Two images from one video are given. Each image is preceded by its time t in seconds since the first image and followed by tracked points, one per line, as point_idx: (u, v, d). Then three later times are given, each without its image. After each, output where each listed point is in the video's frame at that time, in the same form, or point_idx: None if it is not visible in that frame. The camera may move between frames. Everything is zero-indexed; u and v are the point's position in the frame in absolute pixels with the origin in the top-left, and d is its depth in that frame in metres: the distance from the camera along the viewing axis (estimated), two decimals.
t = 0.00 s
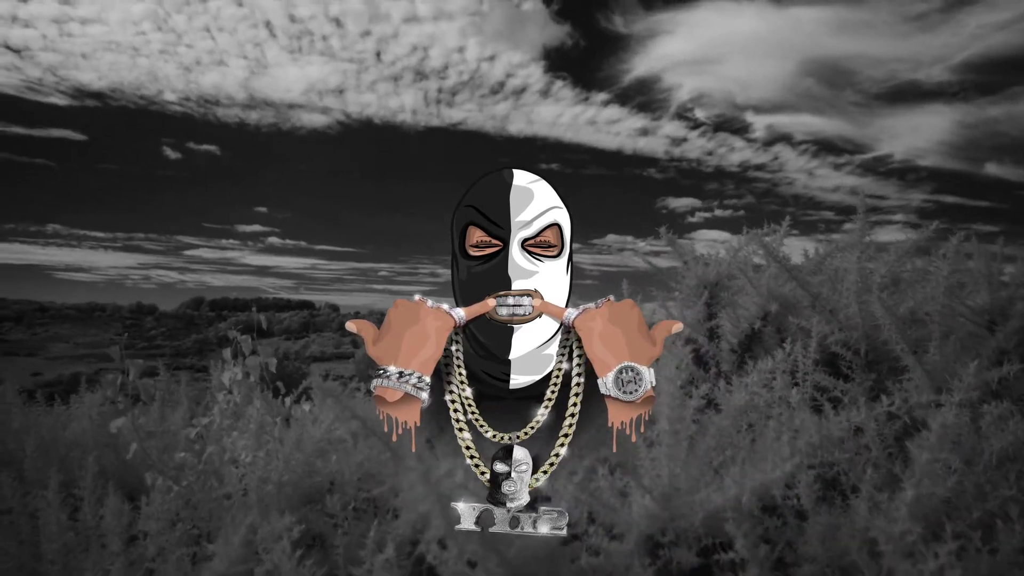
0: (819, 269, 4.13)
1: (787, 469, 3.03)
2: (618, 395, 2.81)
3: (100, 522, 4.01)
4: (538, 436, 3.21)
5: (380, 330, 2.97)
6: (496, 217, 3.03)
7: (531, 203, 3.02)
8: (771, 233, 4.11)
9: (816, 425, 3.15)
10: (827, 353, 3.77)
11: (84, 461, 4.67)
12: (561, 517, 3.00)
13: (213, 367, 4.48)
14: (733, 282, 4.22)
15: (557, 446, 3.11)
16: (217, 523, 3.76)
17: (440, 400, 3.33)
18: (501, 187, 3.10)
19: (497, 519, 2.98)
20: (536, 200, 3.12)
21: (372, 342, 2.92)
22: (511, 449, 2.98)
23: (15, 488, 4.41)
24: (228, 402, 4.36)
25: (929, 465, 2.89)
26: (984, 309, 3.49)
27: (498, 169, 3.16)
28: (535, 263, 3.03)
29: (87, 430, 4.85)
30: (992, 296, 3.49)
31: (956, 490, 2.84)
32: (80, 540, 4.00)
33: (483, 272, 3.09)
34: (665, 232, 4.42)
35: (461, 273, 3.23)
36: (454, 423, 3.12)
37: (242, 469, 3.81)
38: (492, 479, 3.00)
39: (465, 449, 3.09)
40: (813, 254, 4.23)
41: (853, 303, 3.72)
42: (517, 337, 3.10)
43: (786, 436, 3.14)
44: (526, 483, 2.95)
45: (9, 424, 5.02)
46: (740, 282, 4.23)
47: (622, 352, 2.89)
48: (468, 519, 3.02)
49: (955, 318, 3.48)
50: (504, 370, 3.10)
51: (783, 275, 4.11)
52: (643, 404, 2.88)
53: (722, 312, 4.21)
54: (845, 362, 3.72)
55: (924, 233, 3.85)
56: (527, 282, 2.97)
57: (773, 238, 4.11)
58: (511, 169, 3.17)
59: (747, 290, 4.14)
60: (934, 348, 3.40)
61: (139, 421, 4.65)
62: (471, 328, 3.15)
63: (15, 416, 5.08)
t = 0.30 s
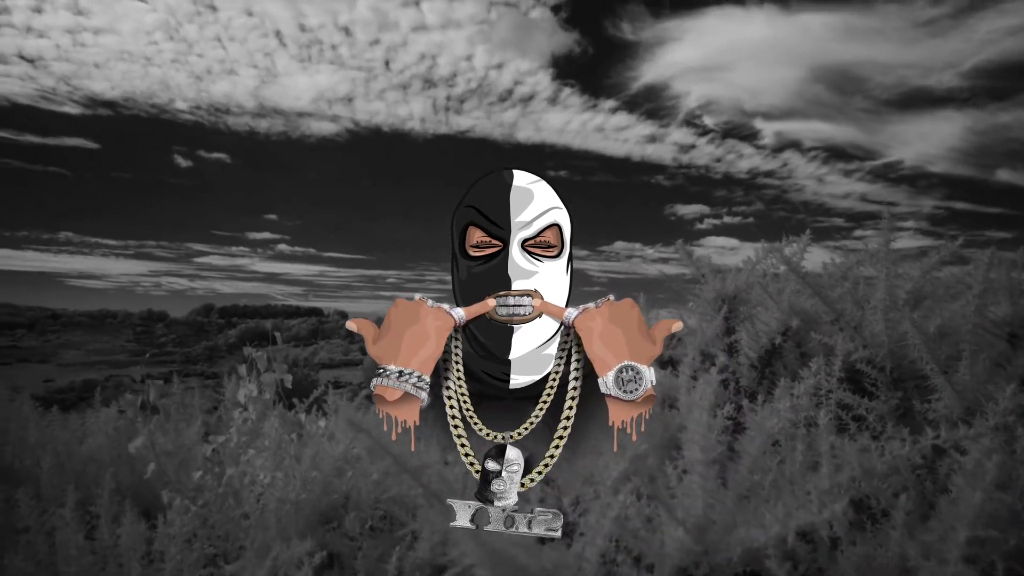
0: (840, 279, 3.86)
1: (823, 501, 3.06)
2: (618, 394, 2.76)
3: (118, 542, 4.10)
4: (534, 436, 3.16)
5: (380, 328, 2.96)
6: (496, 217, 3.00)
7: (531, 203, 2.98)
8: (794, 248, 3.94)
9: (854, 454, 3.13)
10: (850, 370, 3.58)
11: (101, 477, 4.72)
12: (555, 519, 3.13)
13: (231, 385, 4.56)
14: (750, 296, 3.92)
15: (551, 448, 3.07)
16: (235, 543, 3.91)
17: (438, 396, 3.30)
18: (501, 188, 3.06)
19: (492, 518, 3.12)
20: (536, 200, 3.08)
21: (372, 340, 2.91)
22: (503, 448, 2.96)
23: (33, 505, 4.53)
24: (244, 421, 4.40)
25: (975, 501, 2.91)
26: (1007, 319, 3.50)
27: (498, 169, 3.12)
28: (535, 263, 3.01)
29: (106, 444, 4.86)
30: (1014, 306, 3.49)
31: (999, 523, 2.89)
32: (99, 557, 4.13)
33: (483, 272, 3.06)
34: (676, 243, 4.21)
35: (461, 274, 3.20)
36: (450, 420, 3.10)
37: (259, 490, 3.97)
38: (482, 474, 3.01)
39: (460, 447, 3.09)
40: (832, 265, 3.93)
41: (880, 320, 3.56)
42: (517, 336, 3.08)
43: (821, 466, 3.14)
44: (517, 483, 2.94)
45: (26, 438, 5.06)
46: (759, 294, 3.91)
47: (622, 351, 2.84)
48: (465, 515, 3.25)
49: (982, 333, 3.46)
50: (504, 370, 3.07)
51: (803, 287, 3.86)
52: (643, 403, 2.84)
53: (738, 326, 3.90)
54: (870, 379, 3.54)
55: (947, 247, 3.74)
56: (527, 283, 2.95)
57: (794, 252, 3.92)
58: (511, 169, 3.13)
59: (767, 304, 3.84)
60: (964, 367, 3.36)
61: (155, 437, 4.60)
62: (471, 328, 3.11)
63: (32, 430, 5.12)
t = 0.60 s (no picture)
0: (857, 294, 4.22)
1: (865, 535, 2.99)
2: (618, 393, 2.74)
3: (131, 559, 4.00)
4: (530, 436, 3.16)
5: (381, 327, 2.96)
6: (496, 217, 3.01)
7: (532, 203, 2.99)
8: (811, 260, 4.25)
9: (894, 486, 3.16)
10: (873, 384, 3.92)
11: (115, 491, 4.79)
12: (552, 521, 2.93)
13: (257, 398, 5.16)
14: (764, 309, 4.48)
15: (546, 449, 3.05)
16: (251, 563, 3.74)
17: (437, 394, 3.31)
18: (501, 187, 3.07)
19: (487, 517, 2.95)
20: (537, 200, 3.09)
21: (373, 339, 2.91)
22: (497, 447, 2.97)
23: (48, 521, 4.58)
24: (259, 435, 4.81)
25: None
26: None
27: (498, 168, 3.13)
28: (535, 263, 3.01)
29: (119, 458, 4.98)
30: None
31: None
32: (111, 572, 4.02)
33: (483, 272, 3.07)
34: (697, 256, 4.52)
35: (461, 274, 3.22)
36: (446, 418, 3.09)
37: (276, 508, 3.96)
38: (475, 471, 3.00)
39: (455, 443, 3.06)
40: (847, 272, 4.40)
41: (904, 335, 3.84)
42: (517, 337, 3.11)
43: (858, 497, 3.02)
44: (506, 484, 2.94)
45: (42, 453, 5.23)
46: (774, 307, 4.42)
47: (622, 350, 2.83)
48: (459, 515, 3.06)
49: (1008, 349, 3.68)
50: (504, 370, 3.08)
51: (821, 303, 4.23)
52: (643, 402, 2.83)
53: (753, 339, 4.42)
54: (892, 395, 3.85)
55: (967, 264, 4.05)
56: (527, 283, 2.95)
57: (810, 263, 4.24)
58: (511, 169, 3.14)
59: (783, 320, 4.28)
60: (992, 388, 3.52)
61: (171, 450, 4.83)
62: (471, 328, 3.14)
63: (48, 445, 5.27)
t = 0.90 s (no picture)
0: (880, 304, 4.19)
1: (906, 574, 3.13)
2: (618, 393, 2.74)
3: None
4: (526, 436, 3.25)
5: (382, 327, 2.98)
6: (496, 217, 3.02)
7: (532, 202, 3.01)
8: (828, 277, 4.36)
9: (936, 524, 3.29)
10: (898, 403, 3.94)
11: (132, 510, 4.83)
12: (549, 523, 2.97)
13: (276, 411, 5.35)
14: (784, 324, 4.41)
15: (543, 451, 3.06)
16: None
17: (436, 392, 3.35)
18: (501, 187, 3.09)
19: (484, 519, 2.98)
20: (537, 199, 3.10)
21: (373, 339, 2.92)
22: (494, 447, 2.97)
23: (65, 542, 4.57)
24: (275, 455, 4.96)
25: None
26: None
27: (498, 168, 3.15)
28: (535, 263, 3.02)
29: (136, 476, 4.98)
30: None
31: None
32: None
33: (483, 272, 3.08)
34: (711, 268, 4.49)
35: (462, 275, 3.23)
36: (445, 416, 3.14)
37: (294, 531, 4.26)
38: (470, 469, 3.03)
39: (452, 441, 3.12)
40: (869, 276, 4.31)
41: (932, 356, 3.86)
42: (517, 336, 3.13)
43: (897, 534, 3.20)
44: (501, 484, 2.95)
45: (58, 470, 5.11)
46: (793, 321, 4.37)
47: (623, 350, 2.81)
48: (456, 514, 3.07)
49: None
50: (504, 370, 3.08)
51: (842, 319, 4.23)
52: (643, 402, 2.83)
53: (772, 354, 4.38)
54: (919, 415, 3.87)
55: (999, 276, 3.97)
56: (527, 282, 2.95)
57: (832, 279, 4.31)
58: (511, 168, 3.17)
59: (803, 337, 4.27)
60: None
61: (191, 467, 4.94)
62: (471, 327, 3.15)
63: (64, 463, 5.17)
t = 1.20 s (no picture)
0: (898, 319, 4.27)
1: None
2: (618, 393, 2.82)
3: None
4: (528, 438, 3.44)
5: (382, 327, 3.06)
6: (496, 217, 3.14)
7: (532, 202, 3.12)
8: (841, 292, 4.57)
9: (973, 556, 3.23)
10: (921, 419, 3.98)
11: (146, 527, 4.89)
12: (547, 524, 3.08)
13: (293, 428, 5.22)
14: (801, 336, 4.44)
15: (542, 451, 3.20)
16: None
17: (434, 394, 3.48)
18: (501, 186, 3.20)
19: (483, 519, 3.11)
20: (537, 198, 3.21)
21: (373, 338, 3.00)
22: (492, 447, 3.11)
23: (81, 561, 4.59)
24: (292, 472, 4.84)
25: None
26: None
27: (498, 168, 3.25)
28: (535, 263, 3.14)
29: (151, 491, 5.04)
30: None
31: None
32: None
33: (483, 271, 3.20)
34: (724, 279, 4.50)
35: (462, 275, 3.34)
36: (445, 416, 3.26)
37: (310, 551, 4.17)
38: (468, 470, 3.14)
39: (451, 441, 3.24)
40: (880, 289, 4.49)
41: (956, 372, 3.85)
42: (517, 336, 3.28)
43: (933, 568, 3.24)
44: (499, 484, 3.09)
45: (72, 486, 5.17)
46: (810, 336, 4.41)
47: (623, 350, 2.90)
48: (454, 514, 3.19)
49: None
50: (504, 370, 3.24)
51: (860, 333, 4.28)
52: (643, 402, 2.91)
53: (789, 368, 4.42)
54: (942, 432, 3.90)
55: None
56: (527, 282, 3.06)
57: (849, 297, 4.51)
58: (511, 169, 3.28)
59: (820, 352, 4.36)
60: None
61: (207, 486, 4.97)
62: (471, 327, 3.30)
63: (78, 477, 5.22)
